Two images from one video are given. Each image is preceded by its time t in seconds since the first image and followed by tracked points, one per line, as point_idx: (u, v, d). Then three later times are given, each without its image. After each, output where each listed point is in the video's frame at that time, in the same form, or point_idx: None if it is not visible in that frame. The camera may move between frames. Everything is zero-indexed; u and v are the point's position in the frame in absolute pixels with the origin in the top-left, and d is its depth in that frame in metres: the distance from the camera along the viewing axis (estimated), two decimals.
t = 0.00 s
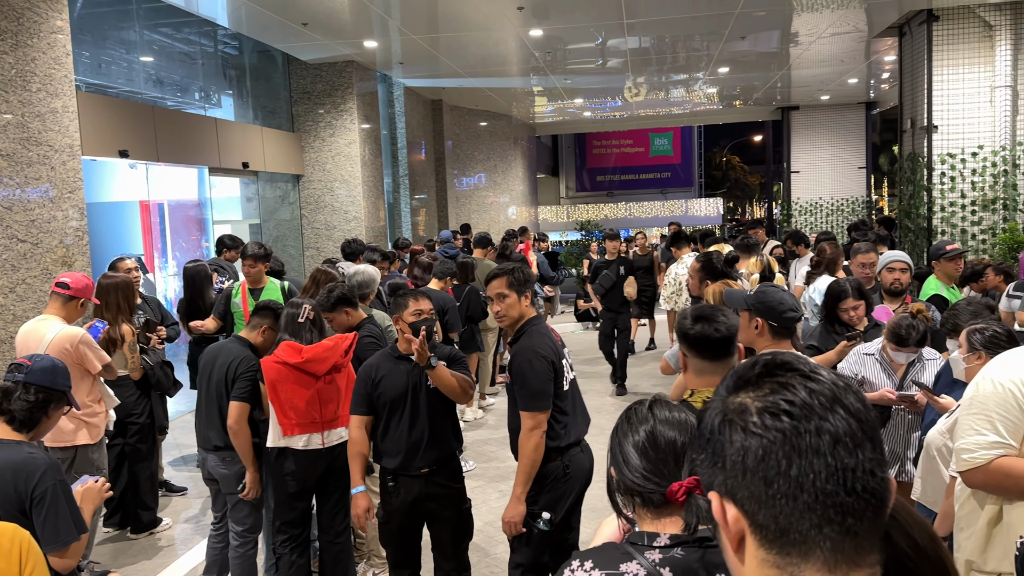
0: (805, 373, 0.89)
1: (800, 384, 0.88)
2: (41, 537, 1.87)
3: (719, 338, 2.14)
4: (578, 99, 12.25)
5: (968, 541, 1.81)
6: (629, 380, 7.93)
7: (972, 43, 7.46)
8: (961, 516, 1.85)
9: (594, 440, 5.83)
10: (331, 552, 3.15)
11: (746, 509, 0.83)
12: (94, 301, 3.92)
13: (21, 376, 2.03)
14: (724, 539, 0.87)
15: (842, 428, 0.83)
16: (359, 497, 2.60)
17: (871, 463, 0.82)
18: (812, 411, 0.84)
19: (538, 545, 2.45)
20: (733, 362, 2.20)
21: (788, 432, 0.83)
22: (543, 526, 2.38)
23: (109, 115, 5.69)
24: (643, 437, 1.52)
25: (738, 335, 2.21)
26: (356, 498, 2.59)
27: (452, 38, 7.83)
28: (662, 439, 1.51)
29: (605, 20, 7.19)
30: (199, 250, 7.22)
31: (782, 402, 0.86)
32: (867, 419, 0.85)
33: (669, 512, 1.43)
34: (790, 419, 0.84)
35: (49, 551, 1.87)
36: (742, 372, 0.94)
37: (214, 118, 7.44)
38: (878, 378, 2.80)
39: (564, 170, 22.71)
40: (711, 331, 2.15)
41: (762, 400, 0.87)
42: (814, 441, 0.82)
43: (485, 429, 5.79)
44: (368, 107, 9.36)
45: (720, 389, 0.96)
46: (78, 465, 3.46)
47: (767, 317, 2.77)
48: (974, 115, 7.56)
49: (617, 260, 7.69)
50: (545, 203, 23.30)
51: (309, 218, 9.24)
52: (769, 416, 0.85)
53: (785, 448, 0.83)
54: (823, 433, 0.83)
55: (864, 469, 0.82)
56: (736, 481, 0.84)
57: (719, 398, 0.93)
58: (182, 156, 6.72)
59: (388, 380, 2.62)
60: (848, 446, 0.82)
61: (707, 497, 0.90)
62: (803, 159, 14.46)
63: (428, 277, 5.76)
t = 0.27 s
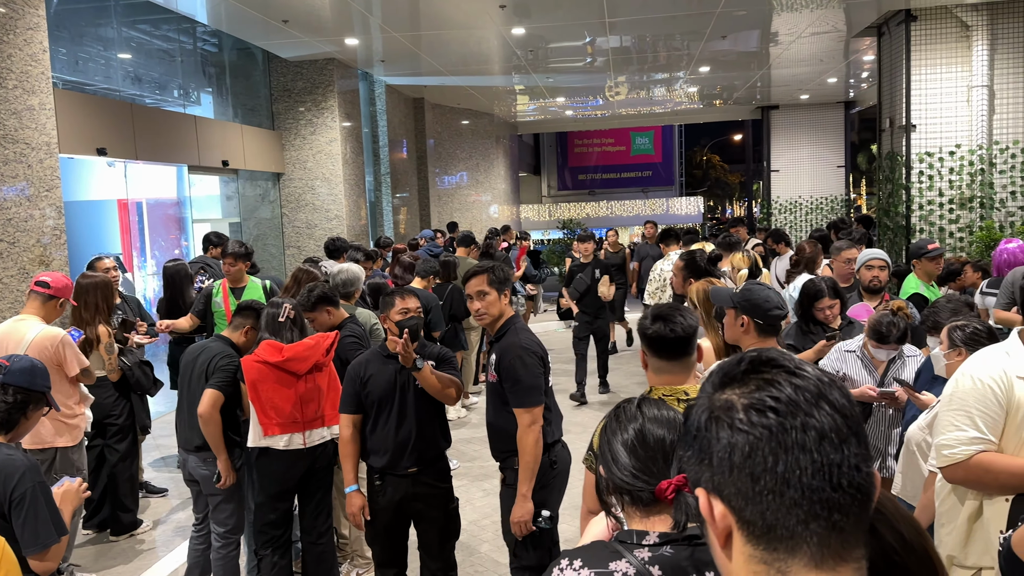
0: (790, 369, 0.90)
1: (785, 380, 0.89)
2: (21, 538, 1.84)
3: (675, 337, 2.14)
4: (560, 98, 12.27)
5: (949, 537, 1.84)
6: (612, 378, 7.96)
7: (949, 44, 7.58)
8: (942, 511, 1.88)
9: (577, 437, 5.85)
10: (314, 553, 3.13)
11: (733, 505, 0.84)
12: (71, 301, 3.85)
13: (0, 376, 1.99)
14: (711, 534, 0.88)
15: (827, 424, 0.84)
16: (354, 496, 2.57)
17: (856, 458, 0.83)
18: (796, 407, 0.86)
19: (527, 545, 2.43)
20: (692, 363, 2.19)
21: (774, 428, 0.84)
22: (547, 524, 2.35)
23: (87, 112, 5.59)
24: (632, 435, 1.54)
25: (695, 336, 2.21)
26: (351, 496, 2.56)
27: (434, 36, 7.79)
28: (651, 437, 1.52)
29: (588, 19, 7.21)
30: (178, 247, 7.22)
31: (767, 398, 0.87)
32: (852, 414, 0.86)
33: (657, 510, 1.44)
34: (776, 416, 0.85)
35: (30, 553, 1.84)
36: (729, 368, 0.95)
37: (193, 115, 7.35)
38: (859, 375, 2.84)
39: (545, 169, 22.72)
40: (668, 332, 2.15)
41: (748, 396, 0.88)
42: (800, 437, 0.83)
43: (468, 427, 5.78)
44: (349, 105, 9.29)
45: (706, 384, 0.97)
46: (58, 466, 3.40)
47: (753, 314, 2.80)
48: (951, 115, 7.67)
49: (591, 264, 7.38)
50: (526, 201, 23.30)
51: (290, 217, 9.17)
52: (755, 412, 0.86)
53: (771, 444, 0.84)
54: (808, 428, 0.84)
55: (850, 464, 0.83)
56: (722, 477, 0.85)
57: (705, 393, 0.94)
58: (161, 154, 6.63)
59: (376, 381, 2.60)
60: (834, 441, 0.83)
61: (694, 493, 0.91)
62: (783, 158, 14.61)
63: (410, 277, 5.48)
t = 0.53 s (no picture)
0: (772, 365, 0.91)
1: (767, 376, 0.90)
2: None
3: (646, 337, 2.15)
4: (538, 98, 12.30)
5: (924, 531, 1.86)
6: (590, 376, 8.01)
7: (922, 46, 7.69)
8: (915, 507, 1.91)
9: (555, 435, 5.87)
10: (294, 554, 3.11)
11: (717, 500, 0.85)
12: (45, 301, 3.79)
13: None
14: (695, 529, 0.89)
15: (808, 419, 0.85)
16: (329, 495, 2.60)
17: (836, 453, 0.85)
18: (777, 403, 0.87)
19: (509, 544, 2.43)
20: (664, 362, 2.21)
21: (756, 423, 0.85)
22: (520, 526, 2.34)
23: (59, 109, 5.51)
24: (617, 433, 1.54)
25: (667, 334, 2.22)
26: (328, 495, 2.58)
27: (412, 35, 7.78)
28: (635, 436, 1.53)
29: (566, 19, 7.23)
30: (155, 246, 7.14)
31: (749, 395, 0.88)
32: (832, 410, 0.88)
33: (643, 508, 1.43)
34: (758, 411, 0.86)
35: (5, 557, 1.81)
36: (711, 364, 0.96)
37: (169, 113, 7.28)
38: (835, 372, 2.88)
39: (524, 168, 22.69)
40: (640, 331, 2.16)
41: (731, 392, 0.89)
42: (781, 433, 0.85)
43: (446, 426, 5.78)
44: (327, 103, 9.24)
45: (689, 381, 0.98)
46: (32, 468, 3.34)
47: (733, 313, 2.82)
48: (925, 116, 7.79)
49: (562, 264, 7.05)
50: (505, 201, 23.30)
51: (267, 216, 9.10)
52: (737, 408, 0.87)
53: (753, 439, 0.85)
54: (789, 424, 0.85)
55: (830, 459, 0.84)
56: (706, 473, 0.86)
57: (689, 390, 0.95)
58: (136, 152, 6.56)
59: (359, 381, 2.60)
60: (814, 437, 0.85)
61: (678, 488, 0.92)
62: (759, 158, 14.76)
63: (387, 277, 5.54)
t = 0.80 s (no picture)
0: (750, 363, 0.91)
1: (745, 373, 0.90)
2: None
3: (635, 338, 2.15)
4: (517, 98, 12.32)
5: (897, 529, 1.88)
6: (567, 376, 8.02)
7: (896, 49, 7.79)
8: (888, 504, 1.92)
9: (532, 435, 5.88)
10: (270, 557, 3.08)
11: (696, 497, 0.86)
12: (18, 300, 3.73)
13: None
14: (673, 525, 0.90)
15: (785, 417, 0.86)
16: (308, 495, 2.59)
17: (812, 450, 0.85)
18: (754, 400, 0.87)
19: (487, 545, 2.43)
20: (654, 363, 2.22)
21: (733, 421, 0.86)
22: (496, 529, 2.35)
23: (30, 107, 5.43)
24: (597, 433, 1.54)
25: (656, 335, 2.23)
26: (304, 493, 2.57)
27: (390, 34, 7.76)
28: (615, 436, 1.53)
29: (543, 19, 7.25)
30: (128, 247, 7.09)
31: (727, 393, 0.88)
32: (808, 407, 0.88)
33: (623, 508, 1.44)
34: (735, 409, 0.87)
35: None
36: (690, 362, 0.96)
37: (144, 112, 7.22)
38: (811, 372, 2.91)
39: (503, 169, 22.61)
40: (630, 333, 2.16)
41: (709, 390, 0.90)
42: (758, 430, 0.85)
43: (423, 428, 5.76)
44: (304, 102, 9.19)
45: (668, 379, 0.98)
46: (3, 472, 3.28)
47: (706, 313, 2.85)
48: (899, 119, 7.89)
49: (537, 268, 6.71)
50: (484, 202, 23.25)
51: (243, 216, 9.03)
52: (715, 406, 0.88)
53: (730, 437, 0.85)
54: (766, 421, 0.85)
55: (806, 456, 0.84)
56: (685, 469, 0.87)
57: (668, 387, 0.96)
58: (110, 151, 6.50)
59: (338, 382, 2.59)
60: (790, 433, 0.85)
61: (657, 485, 0.93)
62: (736, 160, 14.88)
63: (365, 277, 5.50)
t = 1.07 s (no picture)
0: (722, 363, 0.92)
1: (717, 373, 0.91)
2: None
3: (647, 338, 2.20)
4: (498, 100, 12.33)
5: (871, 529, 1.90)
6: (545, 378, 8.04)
7: (872, 56, 7.89)
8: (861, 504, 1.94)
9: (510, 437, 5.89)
10: (248, 560, 3.06)
11: (668, 495, 0.86)
12: None
13: None
14: (646, 522, 0.91)
15: (754, 416, 0.86)
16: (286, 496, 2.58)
17: (780, 449, 0.86)
18: (725, 401, 0.87)
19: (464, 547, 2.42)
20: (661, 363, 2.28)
21: (704, 420, 0.87)
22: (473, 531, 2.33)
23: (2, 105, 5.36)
24: (576, 435, 1.54)
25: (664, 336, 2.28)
26: (283, 493, 2.57)
27: (370, 35, 7.74)
28: (594, 437, 1.53)
29: (524, 22, 7.26)
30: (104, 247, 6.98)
31: (699, 393, 0.89)
32: (777, 407, 0.89)
33: (602, 509, 1.44)
34: (706, 409, 0.87)
35: None
36: (664, 363, 0.97)
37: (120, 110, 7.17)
38: (788, 374, 2.93)
39: (484, 170, 22.54)
40: (640, 334, 2.21)
41: (682, 389, 0.90)
42: (728, 429, 0.86)
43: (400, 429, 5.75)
44: (283, 102, 9.13)
45: (643, 378, 0.99)
46: None
47: (683, 316, 2.87)
48: (875, 124, 7.99)
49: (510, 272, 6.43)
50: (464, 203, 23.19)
51: (221, 216, 8.96)
52: (686, 406, 0.88)
53: (701, 436, 0.86)
54: (736, 421, 0.86)
55: (775, 454, 0.85)
56: (657, 468, 0.88)
57: (642, 386, 0.96)
58: (84, 149, 6.44)
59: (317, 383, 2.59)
60: (759, 433, 0.86)
61: (631, 483, 0.93)
62: (715, 163, 14.99)
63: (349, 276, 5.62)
